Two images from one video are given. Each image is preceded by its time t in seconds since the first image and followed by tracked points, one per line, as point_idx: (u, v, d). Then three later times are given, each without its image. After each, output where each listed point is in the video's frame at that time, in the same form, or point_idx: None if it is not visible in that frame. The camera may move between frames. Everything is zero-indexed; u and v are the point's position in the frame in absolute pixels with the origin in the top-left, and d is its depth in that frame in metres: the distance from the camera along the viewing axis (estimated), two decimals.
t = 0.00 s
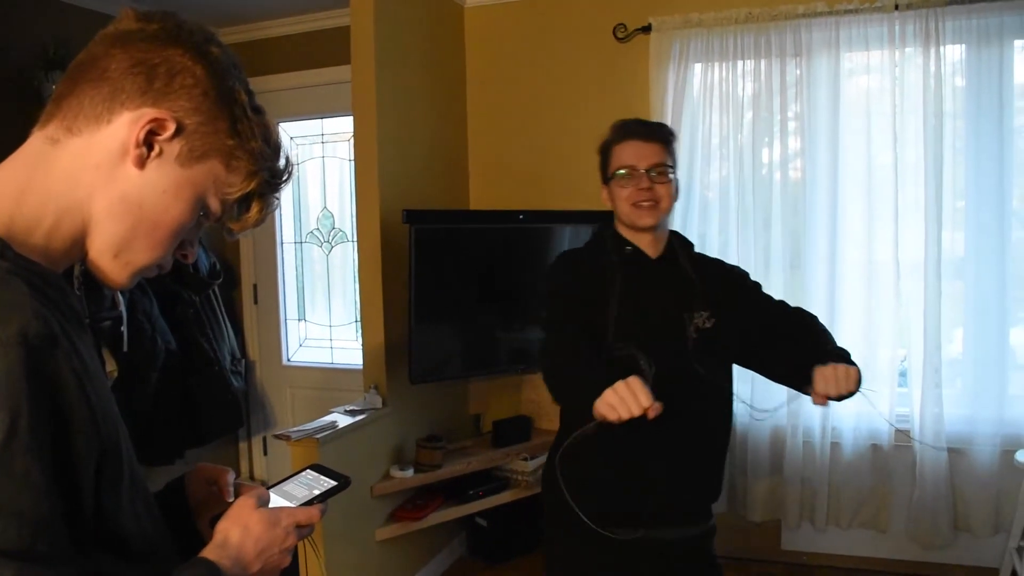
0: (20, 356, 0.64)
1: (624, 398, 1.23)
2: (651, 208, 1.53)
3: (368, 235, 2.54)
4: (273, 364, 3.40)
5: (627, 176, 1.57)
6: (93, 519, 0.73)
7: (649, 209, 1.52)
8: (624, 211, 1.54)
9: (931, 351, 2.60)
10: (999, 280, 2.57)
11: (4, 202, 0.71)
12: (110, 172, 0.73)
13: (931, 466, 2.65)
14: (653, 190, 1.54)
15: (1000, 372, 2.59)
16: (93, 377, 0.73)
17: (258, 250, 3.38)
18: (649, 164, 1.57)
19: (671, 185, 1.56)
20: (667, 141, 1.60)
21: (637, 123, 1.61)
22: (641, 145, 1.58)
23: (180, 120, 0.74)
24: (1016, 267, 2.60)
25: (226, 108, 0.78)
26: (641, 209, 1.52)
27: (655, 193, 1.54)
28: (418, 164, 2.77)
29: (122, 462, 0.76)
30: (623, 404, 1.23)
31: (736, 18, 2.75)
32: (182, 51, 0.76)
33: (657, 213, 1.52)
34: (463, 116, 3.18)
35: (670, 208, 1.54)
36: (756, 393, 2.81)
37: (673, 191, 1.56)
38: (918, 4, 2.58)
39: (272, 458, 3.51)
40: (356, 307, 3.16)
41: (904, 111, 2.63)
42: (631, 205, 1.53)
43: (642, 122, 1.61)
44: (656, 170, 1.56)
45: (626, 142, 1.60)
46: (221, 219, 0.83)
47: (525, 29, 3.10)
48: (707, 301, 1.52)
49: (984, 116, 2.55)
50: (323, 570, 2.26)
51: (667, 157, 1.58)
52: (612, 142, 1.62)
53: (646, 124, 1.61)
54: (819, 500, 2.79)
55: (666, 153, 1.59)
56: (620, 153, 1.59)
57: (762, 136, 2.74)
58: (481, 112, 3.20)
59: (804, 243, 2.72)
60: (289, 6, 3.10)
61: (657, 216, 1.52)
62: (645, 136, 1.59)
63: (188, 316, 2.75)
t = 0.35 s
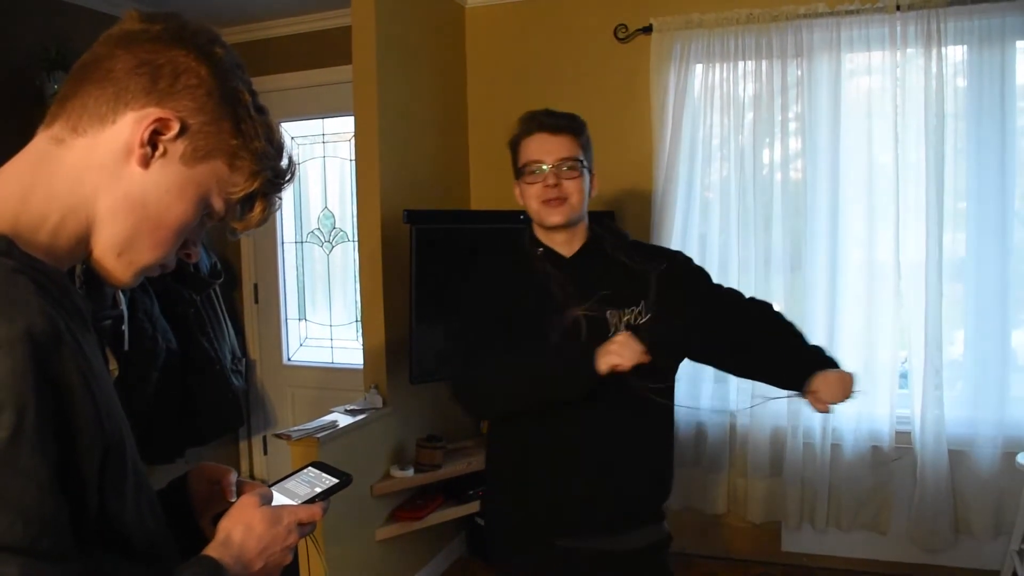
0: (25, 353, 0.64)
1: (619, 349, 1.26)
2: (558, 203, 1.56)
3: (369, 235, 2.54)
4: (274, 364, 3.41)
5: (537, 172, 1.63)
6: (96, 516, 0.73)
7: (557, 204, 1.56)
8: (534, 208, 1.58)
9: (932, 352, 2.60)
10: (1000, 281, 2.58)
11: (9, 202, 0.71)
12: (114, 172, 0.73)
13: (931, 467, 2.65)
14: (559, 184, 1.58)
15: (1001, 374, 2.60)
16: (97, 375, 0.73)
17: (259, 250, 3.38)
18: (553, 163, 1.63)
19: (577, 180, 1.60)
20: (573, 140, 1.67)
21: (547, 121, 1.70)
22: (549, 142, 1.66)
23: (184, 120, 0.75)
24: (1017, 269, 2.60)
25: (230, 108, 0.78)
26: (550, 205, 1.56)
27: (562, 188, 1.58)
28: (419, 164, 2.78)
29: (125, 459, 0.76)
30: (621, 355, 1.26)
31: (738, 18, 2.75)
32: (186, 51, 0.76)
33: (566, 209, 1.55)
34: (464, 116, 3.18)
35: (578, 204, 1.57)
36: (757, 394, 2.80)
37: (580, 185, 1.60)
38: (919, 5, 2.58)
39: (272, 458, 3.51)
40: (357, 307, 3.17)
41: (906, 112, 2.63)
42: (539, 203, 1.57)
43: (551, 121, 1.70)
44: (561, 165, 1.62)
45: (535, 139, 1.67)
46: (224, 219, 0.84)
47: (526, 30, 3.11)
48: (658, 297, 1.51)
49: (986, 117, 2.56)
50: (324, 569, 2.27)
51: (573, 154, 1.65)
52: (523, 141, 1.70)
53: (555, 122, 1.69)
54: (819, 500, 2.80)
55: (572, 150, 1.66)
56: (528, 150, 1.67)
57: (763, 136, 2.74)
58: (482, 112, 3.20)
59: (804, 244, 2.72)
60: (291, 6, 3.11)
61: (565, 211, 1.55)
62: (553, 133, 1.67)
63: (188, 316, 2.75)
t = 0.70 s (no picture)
0: (48, 350, 0.65)
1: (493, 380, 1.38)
2: (539, 200, 1.56)
3: (381, 234, 2.55)
4: (285, 363, 3.42)
5: (515, 166, 1.61)
6: (116, 513, 0.74)
7: (539, 202, 1.56)
8: (516, 205, 1.58)
9: (945, 355, 2.59)
10: (1014, 284, 2.56)
11: (31, 200, 0.71)
12: (135, 172, 0.74)
13: (944, 470, 2.63)
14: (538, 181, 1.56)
15: (1014, 376, 2.58)
16: (116, 373, 0.74)
17: (271, 250, 3.40)
18: (533, 153, 1.60)
19: (558, 173, 1.58)
20: (551, 128, 1.62)
21: (522, 111, 1.64)
22: (526, 134, 1.61)
23: (204, 120, 0.75)
24: None
25: (249, 109, 0.78)
26: (531, 203, 1.56)
27: (541, 184, 1.57)
28: (431, 164, 2.78)
29: (144, 456, 0.77)
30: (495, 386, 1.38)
31: (751, 19, 2.74)
32: (206, 52, 0.76)
33: (548, 206, 1.56)
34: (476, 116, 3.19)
35: (560, 199, 1.57)
36: (769, 397, 2.80)
37: (561, 179, 1.58)
38: (934, 5, 2.56)
39: (284, 456, 3.52)
40: (368, 306, 3.17)
41: (920, 113, 2.61)
42: (520, 201, 1.57)
43: (526, 109, 1.64)
44: (540, 159, 1.59)
45: (510, 131, 1.62)
46: (241, 219, 0.84)
47: (538, 30, 3.11)
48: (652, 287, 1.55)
49: (1001, 118, 2.54)
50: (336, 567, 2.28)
51: (552, 145, 1.61)
52: (499, 132, 1.66)
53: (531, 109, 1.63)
54: (831, 503, 2.78)
55: (550, 140, 1.61)
56: (504, 144, 1.63)
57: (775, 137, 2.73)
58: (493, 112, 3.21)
59: (817, 245, 2.71)
60: (304, 7, 3.12)
61: (547, 208, 1.56)
62: (529, 124, 1.62)
63: (201, 315, 2.77)
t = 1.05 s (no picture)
0: (50, 349, 0.65)
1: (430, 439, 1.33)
2: (586, 205, 1.48)
3: (382, 234, 2.55)
4: (285, 362, 3.42)
5: (561, 170, 1.53)
6: (118, 514, 0.74)
7: (586, 206, 1.49)
8: (563, 210, 1.51)
9: (944, 356, 2.59)
10: (1015, 285, 2.56)
11: (32, 199, 0.71)
12: (136, 171, 0.74)
13: (944, 471, 2.63)
14: (585, 185, 1.48)
15: (1014, 377, 2.58)
16: (118, 373, 0.74)
17: (271, 250, 3.40)
18: (580, 157, 1.51)
19: (606, 177, 1.49)
20: (599, 131, 1.53)
21: (568, 113, 1.55)
22: (573, 138, 1.52)
23: (206, 120, 0.75)
24: None
25: (251, 108, 0.78)
26: (578, 207, 1.49)
27: (589, 188, 1.49)
28: (432, 163, 2.78)
29: (145, 457, 0.77)
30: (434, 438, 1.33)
31: (752, 20, 2.74)
32: (209, 51, 0.76)
33: (594, 210, 1.48)
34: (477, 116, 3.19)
35: (608, 203, 1.49)
36: (769, 397, 2.79)
37: (610, 183, 1.49)
38: (936, 7, 2.55)
39: (283, 456, 3.52)
40: (369, 306, 3.17)
41: (921, 114, 2.61)
42: (567, 207, 1.50)
43: (573, 112, 1.54)
44: (588, 162, 1.50)
45: (557, 134, 1.54)
46: (243, 218, 0.84)
47: (539, 30, 3.11)
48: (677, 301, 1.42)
49: (1001, 119, 2.54)
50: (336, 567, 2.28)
51: (601, 148, 1.52)
52: (547, 135, 1.57)
53: (578, 111, 1.54)
54: (830, 504, 2.78)
55: (598, 143, 1.53)
56: (552, 147, 1.55)
57: (776, 138, 2.73)
58: (494, 111, 3.21)
59: (817, 246, 2.71)
60: (305, 6, 3.12)
61: (594, 214, 1.48)
62: (576, 127, 1.53)
63: (201, 314, 2.77)
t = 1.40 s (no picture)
0: (36, 351, 0.65)
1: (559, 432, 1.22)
2: (697, 221, 1.35)
3: (377, 234, 2.54)
4: (280, 362, 3.41)
5: (678, 178, 1.37)
6: (106, 515, 0.74)
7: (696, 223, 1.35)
8: (670, 218, 1.37)
9: (938, 356, 2.59)
10: (1008, 286, 2.56)
11: (21, 197, 0.71)
12: (125, 169, 0.73)
13: (938, 472, 2.64)
14: (703, 202, 1.34)
15: (1009, 378, 2.58)
16: (106, 373, 0.73)
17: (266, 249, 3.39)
18: (703, 169, 1.36)
19: (725, 197, 1.35)
20: (729, 146, 1.39)
21: (701, 118, 1.40)
22: (702, 145, 1.37)
23: (196, 119, 0.75)
24: None
25: (243, 107, 0.78)
26: (688, 221, 1.35)
27: (706, 206, 1.34)
28: (428, 163, 2.78)
29: (134, 458, 0.77)
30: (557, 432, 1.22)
31: (748, 20, 2.74)
32: (199, 49, 0.76)
33: (705, 229, 1.35)
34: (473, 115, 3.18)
35: (717, 228, 1.36)
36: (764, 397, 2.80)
37: (727, 206, 1.36)
38: (931, 8, 2.56)
39: (278, 455, 3.52)
40: (364, 306, 3.17)
41: (916, 115, 2.62)
42: (675, 217, 1.36)
43: (707, 118, 1.40)
44: (710, 176, 1.36)
45: (684, 137, 1.39)
46: (234, 218, 0.84)
47: (536, 30, 3.11)
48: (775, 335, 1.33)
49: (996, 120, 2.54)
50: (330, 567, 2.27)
51: (726, 163, 1.37)
52: (666, 140, 1.42)
53: (713, 120, 1.40)
54: (825, 504, 2.79)
55: (725, 158, 1.38)
56: (675, 148, 1.39)
57: (772, 138, 2.73)
58: (490, 111, 3.20)
59: (812, 246, 2.71)
60: (301, 5, 3.11)
61: (703, 232, 1.34)
62: (705, 134, 1.38)
63: (196, 313, 2.76)
